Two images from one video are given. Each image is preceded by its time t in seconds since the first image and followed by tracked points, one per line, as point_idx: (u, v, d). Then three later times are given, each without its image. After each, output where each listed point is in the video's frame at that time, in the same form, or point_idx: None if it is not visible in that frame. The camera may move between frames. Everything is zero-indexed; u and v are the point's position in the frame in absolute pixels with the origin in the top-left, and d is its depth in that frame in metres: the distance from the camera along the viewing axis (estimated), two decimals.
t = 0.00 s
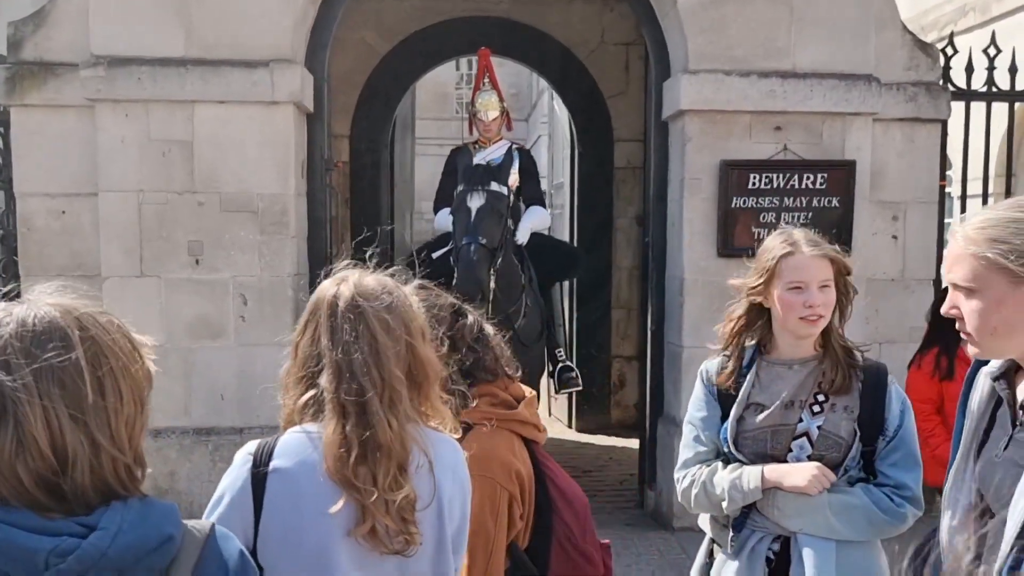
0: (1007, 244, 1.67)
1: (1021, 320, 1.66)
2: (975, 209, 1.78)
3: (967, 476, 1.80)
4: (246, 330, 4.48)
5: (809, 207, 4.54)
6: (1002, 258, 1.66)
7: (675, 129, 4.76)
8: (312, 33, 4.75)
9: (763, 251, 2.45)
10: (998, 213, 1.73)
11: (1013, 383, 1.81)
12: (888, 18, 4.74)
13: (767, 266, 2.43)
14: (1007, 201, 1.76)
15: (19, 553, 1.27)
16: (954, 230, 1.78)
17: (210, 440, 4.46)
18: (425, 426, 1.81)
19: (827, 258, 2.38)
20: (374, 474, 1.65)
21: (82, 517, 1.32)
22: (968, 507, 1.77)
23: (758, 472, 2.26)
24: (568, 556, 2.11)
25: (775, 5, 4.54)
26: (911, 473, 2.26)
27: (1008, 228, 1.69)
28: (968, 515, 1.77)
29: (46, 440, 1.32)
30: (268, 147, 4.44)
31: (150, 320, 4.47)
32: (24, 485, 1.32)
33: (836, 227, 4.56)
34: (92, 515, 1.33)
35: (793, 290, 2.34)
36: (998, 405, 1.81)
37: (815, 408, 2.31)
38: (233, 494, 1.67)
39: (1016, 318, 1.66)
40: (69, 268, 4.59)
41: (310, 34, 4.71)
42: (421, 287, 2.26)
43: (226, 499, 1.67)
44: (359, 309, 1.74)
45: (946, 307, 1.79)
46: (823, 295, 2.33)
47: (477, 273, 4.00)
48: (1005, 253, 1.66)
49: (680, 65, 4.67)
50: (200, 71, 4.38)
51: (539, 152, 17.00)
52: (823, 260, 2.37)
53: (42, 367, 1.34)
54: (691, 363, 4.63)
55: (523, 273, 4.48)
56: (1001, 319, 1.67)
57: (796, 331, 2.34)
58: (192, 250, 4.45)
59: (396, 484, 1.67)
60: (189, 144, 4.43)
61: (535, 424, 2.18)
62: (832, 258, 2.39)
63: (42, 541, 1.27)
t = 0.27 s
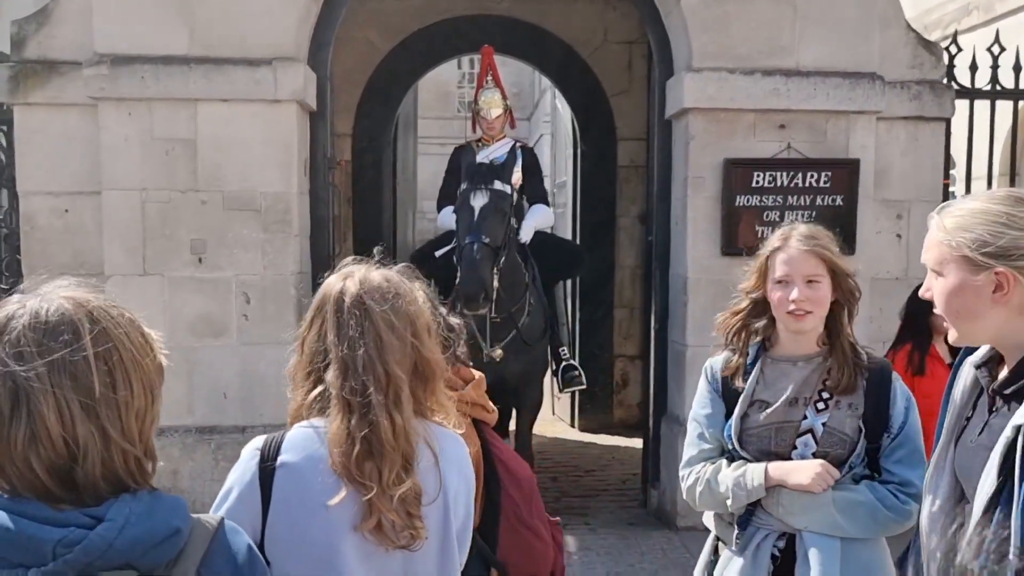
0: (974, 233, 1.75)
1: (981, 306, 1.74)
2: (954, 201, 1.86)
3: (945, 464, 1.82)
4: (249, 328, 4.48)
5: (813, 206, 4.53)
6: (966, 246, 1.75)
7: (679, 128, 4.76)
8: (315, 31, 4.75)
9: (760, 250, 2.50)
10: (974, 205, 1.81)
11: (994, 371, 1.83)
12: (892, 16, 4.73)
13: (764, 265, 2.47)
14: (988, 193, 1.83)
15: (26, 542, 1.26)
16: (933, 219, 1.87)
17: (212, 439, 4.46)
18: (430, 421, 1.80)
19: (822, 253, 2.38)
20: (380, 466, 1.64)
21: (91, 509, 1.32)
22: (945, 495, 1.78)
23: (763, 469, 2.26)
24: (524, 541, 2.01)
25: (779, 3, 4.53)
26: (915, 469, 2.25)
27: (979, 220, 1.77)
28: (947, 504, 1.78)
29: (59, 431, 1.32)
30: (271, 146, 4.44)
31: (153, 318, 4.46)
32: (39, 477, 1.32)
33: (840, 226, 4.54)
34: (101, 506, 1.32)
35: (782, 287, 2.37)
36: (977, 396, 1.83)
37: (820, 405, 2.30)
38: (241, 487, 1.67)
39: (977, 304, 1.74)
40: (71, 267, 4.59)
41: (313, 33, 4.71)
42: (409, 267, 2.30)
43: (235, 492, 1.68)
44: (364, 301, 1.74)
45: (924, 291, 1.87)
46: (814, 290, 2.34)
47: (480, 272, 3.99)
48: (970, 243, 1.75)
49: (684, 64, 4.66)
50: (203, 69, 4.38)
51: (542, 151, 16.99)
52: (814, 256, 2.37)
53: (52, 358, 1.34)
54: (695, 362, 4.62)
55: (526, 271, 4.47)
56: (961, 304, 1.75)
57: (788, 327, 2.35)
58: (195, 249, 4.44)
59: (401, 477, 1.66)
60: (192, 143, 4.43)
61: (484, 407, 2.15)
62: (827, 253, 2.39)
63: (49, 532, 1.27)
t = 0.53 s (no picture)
0: (950, 230, 1.73)
1: (957, 302, 1.71)
2: (932, 199, 1.84)
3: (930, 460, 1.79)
4: (251, 327, 4.48)
5: (816, 204, 4.53)
6: (942, 242, 1.73)
7: (681, 126, 4.75)
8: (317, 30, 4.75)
9: (768, 243, 2.50)
10: (952, 203, 1.79)
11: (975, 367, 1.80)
12: (894, 14, 4.72)
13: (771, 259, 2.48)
14: (965, 192, 1.81)
15: (26, 530, 1.26)
16: (910, 218, 1.85)
17: (215, 437, 4.45)
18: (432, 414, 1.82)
19: (824, 247, 2.36)
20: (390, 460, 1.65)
21: (93, 499, 1.31)
22: (928, 492, 1.75)
23: (766, 466, 2.25)
24: (475, 536, 1.83)
25: (781, 2, 4.53)
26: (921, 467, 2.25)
27: (956, 217, 1.75)
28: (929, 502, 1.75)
29: (75, 416, 1.32)
30: (274, 145, 4.44)
31: (155, 317, 4.46)
32: (52, 462, 1.32)
33: (843, 225, 4.54)
34: (102, 496, 1.31)
35: (782, 281, 2.38)
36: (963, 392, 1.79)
37: (825, 402, 2.30)
38: (248, 482, 1.67)
39: (953, 299, 1.71)
40: (74, 265, 4.59)
41: (316, 31, 4.71)
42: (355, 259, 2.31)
43: (242, 487, 1.67)
44: (372, 297, 1.74)
45: (903, 289, 1.86)
46: (813, 286, 2.33)
47: (482, 270, 3.99)
48: (946, 239, 1.73)
49: (686, 62, 4.66)
50: (205, 68, 4.38)
51: (544, 151, 17.00)
52: (815, 250, 2.36)
53: (67, 344, 1.34)
54: (697, 361, 4.62)
55: (528, 270, 4.47)
56: (937, 299, 1.73)
57: (788, 323, 2.36)
58: (198, 248, 4.45)
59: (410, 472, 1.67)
60: (195, 141, 4.43)
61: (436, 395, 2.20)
62: (830, 248, 2.37)
63: (49, 519, 1.26)
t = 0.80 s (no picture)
0: (940, 223, 1.73)
1: (948, 294, 1.71)
2: (919, 195, 1.85)
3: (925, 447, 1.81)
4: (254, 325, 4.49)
5: (818, 202, 4.53)
6: (931, 234, 1.73)
7: (683, 124, 4.75)
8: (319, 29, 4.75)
9: (770, 238, 2.51)
10: (938, 197, 1.80)
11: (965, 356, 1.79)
12: (896, 13, 4.72)
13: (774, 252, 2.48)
14: (952, 185, 1.82)
15: (28, 511, 1.26)
16: (900, 213, 1.85)
17: (217, 435, 4.45)
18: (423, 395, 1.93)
19: (828, 242, 2.36)
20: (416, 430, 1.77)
21: (95, 481, 1.32)
22: (921, 479, 1.78)
23: (768, 460, 2.26)
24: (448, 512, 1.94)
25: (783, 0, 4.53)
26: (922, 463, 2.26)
27: (945, 209, 1.75)
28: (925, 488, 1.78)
29: (108, 397, 1.36)
30: (276, 143, 4.44)
31: (158, 315, 4.47)
32: (83, 446, 1.34)
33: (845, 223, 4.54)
34: (104, 479, 1.32)
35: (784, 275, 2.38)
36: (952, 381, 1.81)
37: (826, 397, 2.31)
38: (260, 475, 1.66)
39: (944, 291, 1.71)
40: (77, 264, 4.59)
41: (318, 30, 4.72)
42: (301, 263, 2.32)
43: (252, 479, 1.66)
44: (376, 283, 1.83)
45: (895, 283, 1.85)
46: (815, 280, 2.34)
47: (484, 267, 3.99)
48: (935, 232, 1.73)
49: (688, 61, 4.66)
50: (208, 66, 4.38)
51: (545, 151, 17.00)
52: (820, 244, 2.36)
53: (95, 331, 1.38)
54: (698, 359, 4.62)
55: (531, 268, 4.47)
56: (929, 292, 1.73)
57: (792, 317, 2.36)
58: (200, 246, 4.46)
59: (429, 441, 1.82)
60: (197, 139, 4.44)
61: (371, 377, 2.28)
62: (832, 240, 2.36)
63: (53, 500, 1.27)
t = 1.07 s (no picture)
0: (930, 217, 1.74)
1: (938, 288, 1.71)
2: (906, 192, 1.85)
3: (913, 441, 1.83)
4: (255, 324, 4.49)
5: (818, 202, 4.53)
6: (922, 228, 1.73)
7: (684, 124, 4.76)
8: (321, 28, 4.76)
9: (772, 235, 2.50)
10: (925, 192, 1.81)
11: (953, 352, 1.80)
12: (897, 12, 4.73)
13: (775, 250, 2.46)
14: (940, 181, 1.83)
15: (34, 500, 1.26)
16: (890, 209, 1.85)
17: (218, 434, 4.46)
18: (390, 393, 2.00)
19: (833, 242, 2.38)
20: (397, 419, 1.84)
21: (98, 472, 1.33)
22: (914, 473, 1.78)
23: (766, 458, 2.27)
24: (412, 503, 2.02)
25: None
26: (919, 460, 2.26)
27: (934, 204, 1.76)
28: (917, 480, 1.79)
29: (115, 392, 1.37)
30: (277, 142, 4.45)
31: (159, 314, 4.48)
32: (88, 437, 1.34)
33: (845, 222, 4.54)
34: (106, 470, 1.33)
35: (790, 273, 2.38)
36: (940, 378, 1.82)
37: (824, 394, 2.31)
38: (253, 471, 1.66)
39: (934, 286, 1.72)
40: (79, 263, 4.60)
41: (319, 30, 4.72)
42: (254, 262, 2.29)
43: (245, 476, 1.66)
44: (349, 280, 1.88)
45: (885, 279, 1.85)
46: (822, 279, 2.34)
47: (485, 265, 4.00)
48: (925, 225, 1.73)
49: (689, 60, 4.67)
50: (209, 66, 4.39)
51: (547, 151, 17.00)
52: (828, 245, 2.37)
53: (104, 330, 1.39)
54: (699, 358, 4.63)
55: (531, 267, 4.48)
56: (919, 286, 1.73)
57: (796, 313, 2.36)
58: (202, 245, 4.47)
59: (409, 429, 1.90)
60: (198, 139, 4.45)
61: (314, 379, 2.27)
62: (837, 240, 2.38)
63: (59, 491, 1.28)
